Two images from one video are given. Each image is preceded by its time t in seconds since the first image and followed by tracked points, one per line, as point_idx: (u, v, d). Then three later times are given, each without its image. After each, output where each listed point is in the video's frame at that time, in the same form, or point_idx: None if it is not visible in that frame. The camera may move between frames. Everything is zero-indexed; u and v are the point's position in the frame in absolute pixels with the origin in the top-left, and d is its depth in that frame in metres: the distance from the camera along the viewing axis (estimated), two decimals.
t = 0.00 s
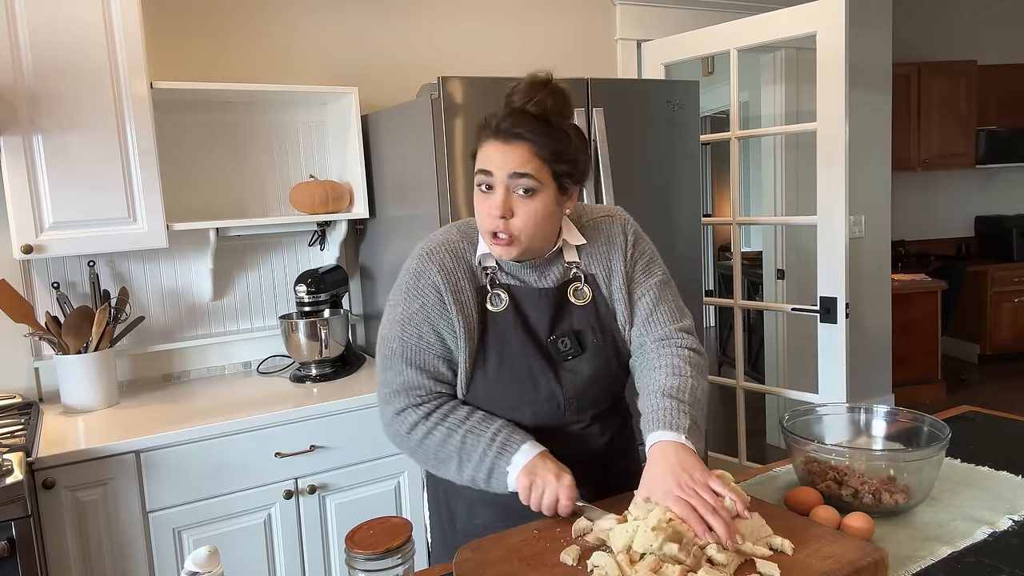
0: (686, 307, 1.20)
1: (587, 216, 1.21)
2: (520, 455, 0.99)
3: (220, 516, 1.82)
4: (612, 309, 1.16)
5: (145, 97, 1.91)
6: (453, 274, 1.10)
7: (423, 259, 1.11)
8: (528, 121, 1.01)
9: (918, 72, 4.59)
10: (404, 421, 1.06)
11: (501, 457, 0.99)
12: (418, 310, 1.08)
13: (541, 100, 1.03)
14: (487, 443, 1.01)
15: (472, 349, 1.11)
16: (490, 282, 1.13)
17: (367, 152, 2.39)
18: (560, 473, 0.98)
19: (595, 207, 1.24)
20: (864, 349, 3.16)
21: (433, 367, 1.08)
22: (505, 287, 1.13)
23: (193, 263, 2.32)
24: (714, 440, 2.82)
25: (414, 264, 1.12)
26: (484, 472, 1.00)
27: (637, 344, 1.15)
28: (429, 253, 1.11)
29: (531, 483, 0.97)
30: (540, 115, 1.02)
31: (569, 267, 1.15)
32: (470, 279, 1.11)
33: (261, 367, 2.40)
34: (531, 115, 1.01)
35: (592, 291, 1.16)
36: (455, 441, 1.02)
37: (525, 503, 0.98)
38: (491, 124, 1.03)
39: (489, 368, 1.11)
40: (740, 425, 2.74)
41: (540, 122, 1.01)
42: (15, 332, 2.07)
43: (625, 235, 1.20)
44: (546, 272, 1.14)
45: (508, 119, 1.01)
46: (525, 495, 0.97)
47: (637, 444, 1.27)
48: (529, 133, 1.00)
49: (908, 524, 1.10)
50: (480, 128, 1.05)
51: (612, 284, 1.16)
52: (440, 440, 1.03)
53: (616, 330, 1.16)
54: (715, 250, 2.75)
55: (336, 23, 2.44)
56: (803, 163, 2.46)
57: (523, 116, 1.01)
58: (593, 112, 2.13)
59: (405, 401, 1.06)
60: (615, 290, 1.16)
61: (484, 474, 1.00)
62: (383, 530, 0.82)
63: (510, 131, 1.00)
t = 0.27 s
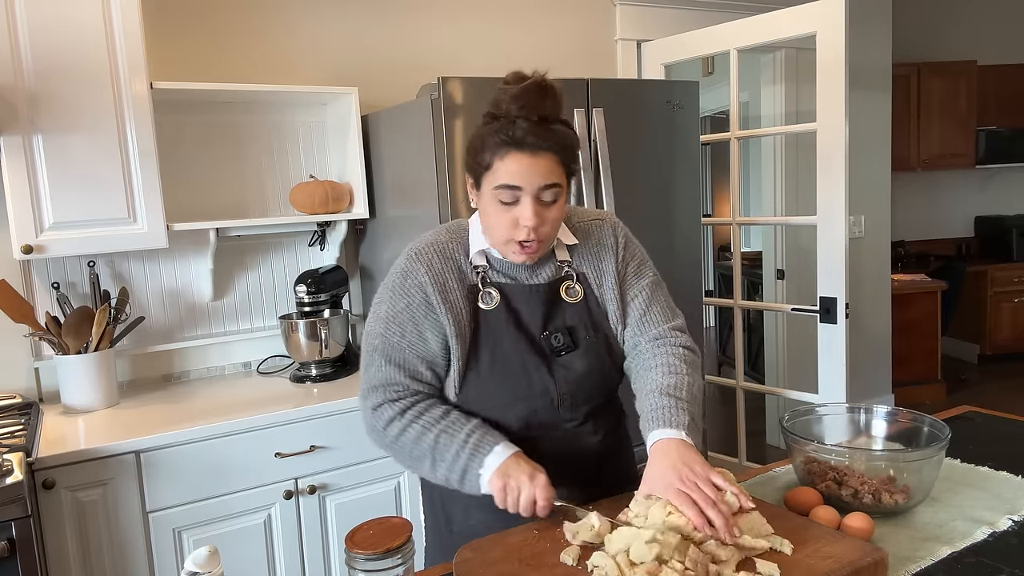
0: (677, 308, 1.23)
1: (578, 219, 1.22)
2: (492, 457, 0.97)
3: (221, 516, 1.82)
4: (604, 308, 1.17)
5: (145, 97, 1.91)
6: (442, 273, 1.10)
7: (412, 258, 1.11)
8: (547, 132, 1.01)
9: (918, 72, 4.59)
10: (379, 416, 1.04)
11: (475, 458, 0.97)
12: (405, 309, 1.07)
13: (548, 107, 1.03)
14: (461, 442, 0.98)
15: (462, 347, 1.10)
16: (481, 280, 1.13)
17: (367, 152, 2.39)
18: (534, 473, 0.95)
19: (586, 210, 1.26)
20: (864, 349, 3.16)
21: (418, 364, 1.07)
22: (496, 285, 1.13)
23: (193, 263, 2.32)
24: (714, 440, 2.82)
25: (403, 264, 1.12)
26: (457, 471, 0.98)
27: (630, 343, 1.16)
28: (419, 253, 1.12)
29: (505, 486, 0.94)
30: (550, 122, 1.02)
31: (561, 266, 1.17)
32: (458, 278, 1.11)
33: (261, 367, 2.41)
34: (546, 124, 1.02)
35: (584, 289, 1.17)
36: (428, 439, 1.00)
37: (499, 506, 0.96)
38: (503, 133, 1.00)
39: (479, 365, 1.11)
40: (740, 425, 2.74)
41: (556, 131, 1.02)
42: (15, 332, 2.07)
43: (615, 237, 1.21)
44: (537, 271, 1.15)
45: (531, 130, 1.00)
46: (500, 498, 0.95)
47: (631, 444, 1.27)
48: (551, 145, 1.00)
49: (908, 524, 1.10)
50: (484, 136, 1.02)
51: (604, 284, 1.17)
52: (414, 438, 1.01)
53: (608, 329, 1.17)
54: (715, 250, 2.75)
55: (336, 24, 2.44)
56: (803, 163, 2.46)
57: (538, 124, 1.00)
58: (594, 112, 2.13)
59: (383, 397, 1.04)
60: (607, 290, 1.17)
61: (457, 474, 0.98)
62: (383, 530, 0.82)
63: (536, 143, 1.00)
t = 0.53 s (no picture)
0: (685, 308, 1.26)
1: (580, 219, 1.25)
2: (497, 443, 0.98)
3: (221, 516, 1.82)
4: (603, 308, 1.19)
5: (146, 97, 1.91)
6: (442, 272, 1.11)
7: (412, 259, 1.13)
8: (553, 128, 1.04)
9: (918, 72, 4.59)
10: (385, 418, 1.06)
11: (478, 449, 0.99)
12: (405, 310, 1.09)
13: (549, 103, 1.06)
14: (463, 434, 1.00)
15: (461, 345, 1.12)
16: (480, 279, 1.15)
17: (367, 152, 2.39)
18: (532, 455, 0.95)
19: (587, 212, 1.28)
20: (863, 349, 3.16)
21: (420, 364, 1.09)
22: (495, 283, 1.15)
23: (193, 263, 2.32)
24: (715, 440, 2.82)
25: (403, 265, 1.14)
26: (463, 464, 0.99)
27: (639, 345, 1.18)
28: (419, 254, 1.14)
29: (510, 472, 0.95)
30: (554, 118, 1.06)
31: (562, 265, 1.18)
32: (457, 278, 1.13)
33: (261, 367, 2.41)
34: (551, 121, 1.05)
35: (584, 289, 1.18)
36: (433, 434, 1.02)
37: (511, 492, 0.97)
38: (511, 131, 1.02)
39: (477, 362, 1.13)
40: (740, 425, 2.74)
41: (561, 127, 1.05)
42: (15, 332, 2.07)
43: (617, 238, 1.23)
44: (538, 269, 1.17)
45: (540, 127, 1.02)
46: (509, 485, 0.96)
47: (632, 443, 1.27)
48: (558, 141, 1.04)
49: (908, 524, 1.10)
50: (490, 134, 1.04)
51: (604, 284, 1.19)
52: (417, 435, 1.03)
53: (608, 328, 1.18)
54: (715, 250, 2.75)
55: (336, 24, 2.44)
56: (803, 163, 2.46)
57: (544, 121, 1.03)
58: (593, 112, 2.13)
59: (387, 399, 1.06)
60: (607, 289, 1.19)
61: (463, 466, 1.00)
62: (383, 530, 0.82)
63: (545, 140, 1.02)
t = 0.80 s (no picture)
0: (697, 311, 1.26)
1: (596, 220, 1.25)
2: (534, 411, 0.98)
3: (221, 516, 1.82)
4: (621, 307, 1.19)
5: (145, 97, 1.91)
6: (464, 262, 1.12)
7: (434, 249, 1.14)
8: (577, 126, 1.04)
9: (918, 72, 4.59)
10: (413, 403, 1.05)
11: (515, 417, 0.98)
12: (429, 296, 1.09)
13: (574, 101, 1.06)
14: (499, 405, 1.00)
15: (482, 334, 1.12)
16: (501, 271, 1.15)
17: (367, 152, 2.39)
18: (574, 424, 0.95)
19: (603, 212, 1.28)
20: (864, 349, 3.16)
21: (445, 350, 1.08)
22: (515, 276, 1.15)
23: (193, 263, 2.32)
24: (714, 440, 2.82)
25: (424, 254, 1.14)
26: (500, 435, 0.98)
27: (653, 345, 1.19)
28: (441, 244, 1.14)
29: (549, 441, 0.95)
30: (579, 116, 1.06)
31: (580, 263, 1.18)
32: (479, 268, 1.14)
33: (261, 367, 2.41)
34: (576, 119, 1.05)
35: (601, 288, 1.18)
36: (466, 409, 1.01)
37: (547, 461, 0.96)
38: (535, 129, 1.03)
39: (497, 352, 1.12)
40: (740, 425, 2.74)
41: (586, 125, 1.05)
42: (15, 332, 2.07)
43: (634, 240, 1.23)
44: (556, 265, 1.17)
45: (564, 125, 1.03)
46: (546, 453, 0.95)
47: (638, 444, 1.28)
48: (583, 139, 1.04)
49: (908, 524, 1.10)
50: (514, 131, 1.04)
51: (622, 284, 1.19)
52: (450, 413, 1.02)
53: (624, 328, 1.19)
54: (715, 250, 2.75)
55: (336, 23, 2.44)
56: (803, 163, 2.46)
57: (569, 120, 1.04)
58: (593, 112, 2.12)
59: (416, 383, 1.05)
60: (625, 290, 1.19)
61: (500, 438, 0.99)
62: (383, 530, 0.82)
63: (569, 138, 1.03)
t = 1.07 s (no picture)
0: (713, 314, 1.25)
1: (627, 220, 1.25)
2: (559, 399, 0.98)
3: (220, 516, 1.82)
4: (647, 307, 1.20)
5: (146, 97, 1.91)
6: (501, 247, 1.13)
7: (474, 231, 1.14)
8: (617, 125, 1.03)
9: (918, 72, 4.59)
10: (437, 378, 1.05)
11: (540, 402, 0.98)
12: (464, 275, 1.10)
13: (617, 100, 1.05)
14: (524, 388, 1.00)
15: (513, 323, 1.13)
16: (537, 262, 1.15)
17: (367, 152, 2.39)
18: (600, 423, 0.94)
19: (634, 213, 1.29)
20: (863, 349, 3.16)
21: (474, 330, 1.09)
22: (550, 268, 1.15)
23: (193, 263, 2.32)
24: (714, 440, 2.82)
25: (464, 234, 1.14)
26: (523, 418, 0.99)
27: (668, 343, 1.18)
28: (481, 227, 1.15)
29: (570, 433, 0.95)
30: (620, 116, 1.04)
31: (611, 260, 1.18)
32: (514, 255, 1.14)
33: (261, 367, 2.41)
34: (617, 118, 1.04)
35: (630, 285, 1.19)
36: (491, 389, 1.01)
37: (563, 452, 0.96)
38: (575, 127, 1.02)
39: (526, 342, 1.13)
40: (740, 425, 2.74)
41: (627, 125, 1.04)
42: (15, 332, 2.07)
43: (663, 240, 1.24)
44: (589, 261, 1.17)
45: (604, 125, 1.02)
46: (564, 444, 0.96)
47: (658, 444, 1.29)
48: (622, 139, 1.03)
49: (908, 524, 1.10)
50: (554, 128, 1.04)
51: (649, 283, 1.20)
52: (473, 392, 1.02)
53: (649, 326, 1.20)
54: (714, 250, 2.74)
55: (336, 23, 2.44)
56: (802, 163, 2.46)
57: (610, 119, 1.03)
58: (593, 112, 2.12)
59: (442, 358, 1.05)
60: (651, 290, 1.20)
61: (522, 420, 0.99)
62: (383, 530, 0.82)
63: (608, 138, 1.02)
